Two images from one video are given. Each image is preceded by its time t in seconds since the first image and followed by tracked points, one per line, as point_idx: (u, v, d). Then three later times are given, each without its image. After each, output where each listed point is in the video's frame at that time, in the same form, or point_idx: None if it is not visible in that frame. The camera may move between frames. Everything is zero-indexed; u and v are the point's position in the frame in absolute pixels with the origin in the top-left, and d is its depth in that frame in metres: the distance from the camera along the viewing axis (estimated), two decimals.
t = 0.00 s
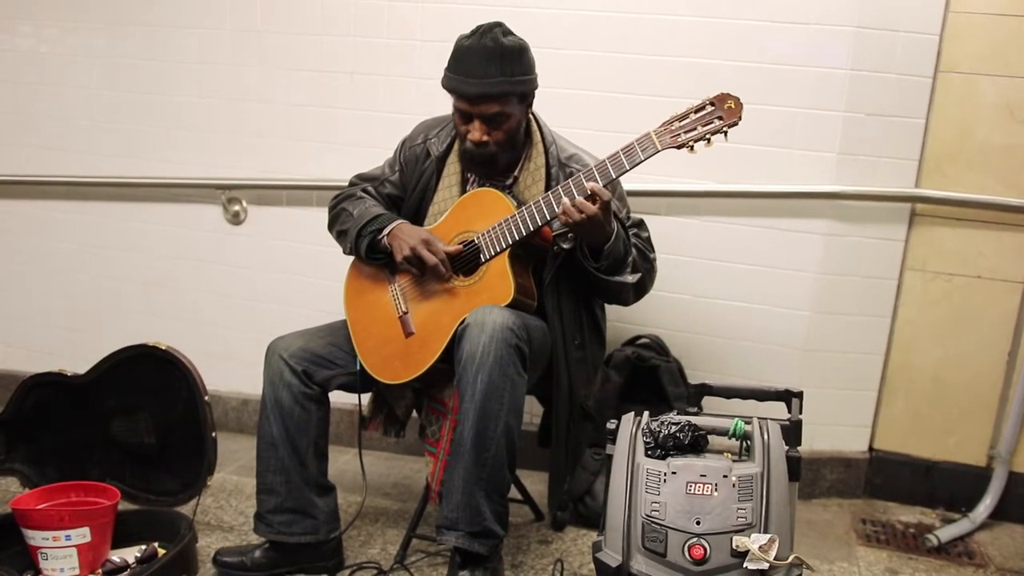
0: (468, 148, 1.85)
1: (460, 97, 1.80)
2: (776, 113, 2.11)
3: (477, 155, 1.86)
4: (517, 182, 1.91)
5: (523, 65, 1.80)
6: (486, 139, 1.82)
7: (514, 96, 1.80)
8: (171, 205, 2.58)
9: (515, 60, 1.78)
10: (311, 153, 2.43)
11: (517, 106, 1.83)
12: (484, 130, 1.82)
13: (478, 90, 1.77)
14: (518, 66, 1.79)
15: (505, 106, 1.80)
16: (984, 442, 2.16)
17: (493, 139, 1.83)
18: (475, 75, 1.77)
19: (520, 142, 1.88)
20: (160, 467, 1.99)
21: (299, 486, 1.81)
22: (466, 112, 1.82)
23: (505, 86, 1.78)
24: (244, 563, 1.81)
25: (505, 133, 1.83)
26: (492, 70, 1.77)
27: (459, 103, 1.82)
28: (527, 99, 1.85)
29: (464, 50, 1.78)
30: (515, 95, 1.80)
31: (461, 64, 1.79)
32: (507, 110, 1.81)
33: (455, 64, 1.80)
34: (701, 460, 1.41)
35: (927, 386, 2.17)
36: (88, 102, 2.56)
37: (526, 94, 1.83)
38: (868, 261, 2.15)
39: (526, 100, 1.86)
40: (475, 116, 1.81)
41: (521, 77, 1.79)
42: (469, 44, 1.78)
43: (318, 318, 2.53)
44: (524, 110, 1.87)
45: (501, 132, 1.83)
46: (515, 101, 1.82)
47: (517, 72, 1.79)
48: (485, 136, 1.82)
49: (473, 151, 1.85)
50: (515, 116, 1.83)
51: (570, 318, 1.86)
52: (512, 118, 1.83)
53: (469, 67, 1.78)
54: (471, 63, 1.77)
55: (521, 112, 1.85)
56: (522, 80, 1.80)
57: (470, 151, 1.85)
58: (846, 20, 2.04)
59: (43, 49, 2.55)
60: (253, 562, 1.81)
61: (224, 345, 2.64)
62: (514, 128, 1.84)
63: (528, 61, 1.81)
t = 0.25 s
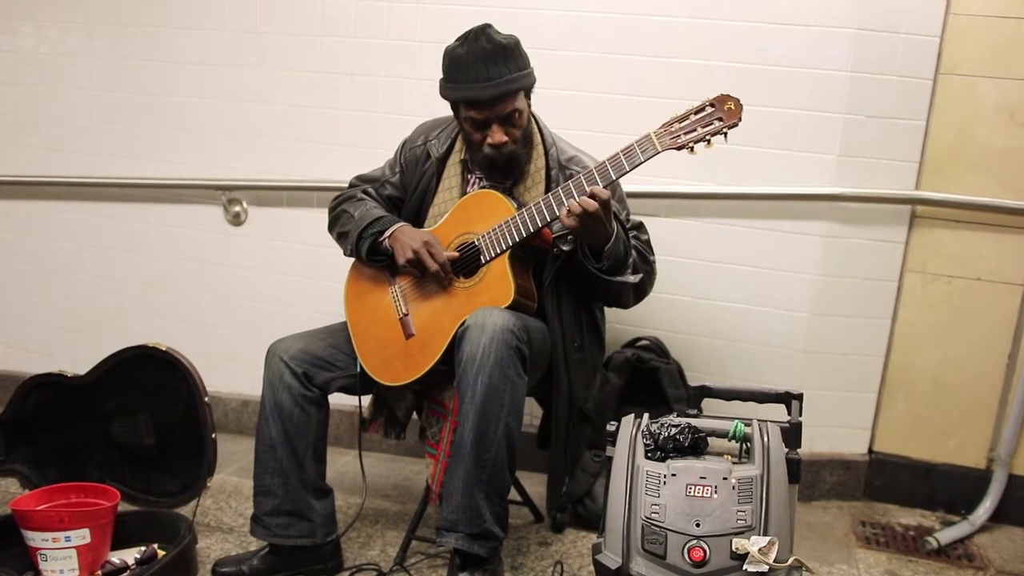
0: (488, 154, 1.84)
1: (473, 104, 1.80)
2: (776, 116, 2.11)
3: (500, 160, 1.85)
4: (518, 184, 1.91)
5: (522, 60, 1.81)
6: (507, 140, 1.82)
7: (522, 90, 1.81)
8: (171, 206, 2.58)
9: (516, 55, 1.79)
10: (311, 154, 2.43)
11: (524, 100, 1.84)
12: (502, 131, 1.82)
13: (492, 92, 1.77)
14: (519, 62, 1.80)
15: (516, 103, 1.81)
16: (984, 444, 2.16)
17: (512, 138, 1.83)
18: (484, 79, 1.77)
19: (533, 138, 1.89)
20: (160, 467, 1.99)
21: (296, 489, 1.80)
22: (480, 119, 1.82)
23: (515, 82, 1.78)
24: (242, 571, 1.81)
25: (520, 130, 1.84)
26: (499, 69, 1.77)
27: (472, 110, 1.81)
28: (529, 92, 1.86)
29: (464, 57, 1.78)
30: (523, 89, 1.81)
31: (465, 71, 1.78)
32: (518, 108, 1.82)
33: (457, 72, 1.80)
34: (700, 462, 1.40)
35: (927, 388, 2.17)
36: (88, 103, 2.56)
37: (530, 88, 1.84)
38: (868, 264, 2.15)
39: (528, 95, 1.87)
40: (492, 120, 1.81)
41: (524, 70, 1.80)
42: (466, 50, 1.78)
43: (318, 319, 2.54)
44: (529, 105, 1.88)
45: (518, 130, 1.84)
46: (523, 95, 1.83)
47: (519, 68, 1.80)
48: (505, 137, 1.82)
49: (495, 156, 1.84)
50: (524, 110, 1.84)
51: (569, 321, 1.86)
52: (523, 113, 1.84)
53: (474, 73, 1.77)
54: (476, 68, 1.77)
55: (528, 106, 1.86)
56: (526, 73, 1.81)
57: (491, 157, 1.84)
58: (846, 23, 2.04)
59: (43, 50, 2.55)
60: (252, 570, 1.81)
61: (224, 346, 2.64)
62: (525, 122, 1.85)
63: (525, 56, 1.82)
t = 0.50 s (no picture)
0: (492, 158, 1.84)
1: (474, 109, 1.80)
2: (776, 116, 2.12)
3: (506, 163, 1.85)
4: (517, 185, 1.91)
5: (519, 61, 1.81)
6: (510, 142, 1.82)
7: (521, 91, 1.82)
8: (171, 207, 2.58)
9: (512, 56, 1.79)
10: (311, 155, 2.43)
11: (523, 100, 1.84)
12: (504, 134, 1.82)
13: (492, 95, 1.77)
14: (516, 63, 1.80)
15: (516, 103, 1.81)
16: (985, 444, 2.16)
17: (514, 140, 1.83)
18: (483, 83, 1.77)
19: (534, 138, 1.90)
20: (159, 468, 1.99)
21: (296, 490, 1.81)
22: (483, 123, 1.82)
23: (515, 83, 1.79)
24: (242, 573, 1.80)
25: (522, 130, 1.85)
26: (498, 72, 1.77)
27: (473, 115, 1.81)
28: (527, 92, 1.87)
29: (461, 63, 1.78)
30: (522, 89, 1.82)
31: (463, 77, 1.78)
32: (518, 109, 1.82)
33: (456, 79, 1.80)
34: (701, 462, 1.41)
35: (927, 388, 2.17)
36: (88, 104, 2.56)
37: (528, 88, 1.85)
38: (868, 264, 2.15)
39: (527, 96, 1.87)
40: (494, 123, 1.81)
41: (522, 71, 1.81)
42: (462, 55, 1.78)
43: (318, 320, 2.54)
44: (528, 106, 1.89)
45: (519, 132, 1.84)
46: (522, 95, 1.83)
47: (517, 69, 1.80)
48: (508, 139, 1.82)
49: (499, 159, 1.84)
50: (524, 110, 1.85)
51: (569, 321, 1.87)
52: (524, 114, 1.85)
53: (473, 78, 1.78)
54: (474, 72, 1.77)
55: (527, 106, 1.86)
56: (523, 74, 1.81)
57: (496, 160, 1.84)
58: (846, 23, 2.04)
59: (42, 51, 2.55)
60: (252, 571, 1.81)
61: (223, 347, 2.64)
62: (526, 122, 1.85)
63: (521, 57, 1.83)
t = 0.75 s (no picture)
0: (491, 156, 1.84)
1: (474, 108, 1.80)
2: (775, 113, 2.11)
3: (505, 161, 1.85)
4: (518, 182, 1.90)
5: (519, 59, 1.81)
6: (509, 141, 1.82)
7: (520, 89, 1.82)
8: (171, 205, 2.58)
9: (512, 54, 1.79)
10: (311, 153, 2.43)
11: (523, 99, 1.84)
12: (504, 132, 1.82)
13: (492, 94, 1.77)
14: (516, 62, 1.80)
15: (516, 102, 1.81)
16: (985, 441, 2.16)
17: (514, 139, 1.83)
18: (483, 82, 1.77)
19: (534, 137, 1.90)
20: (160, 466, 1.99)
21: (297, 487, 1.81)
22: (482, 122, 1.82)
23: (514, 82, 1.79)
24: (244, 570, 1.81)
25: (521, 129, 1.85)
26: (497, 71, 1.77)
27: (473, 114, 1.81)
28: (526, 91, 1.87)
29: (460, 61, 1.78)
30: (522, 88, 1.82)
31: (463, 76, 1.78)
32: (518, 108, 1.82)
33: (455, 77, 1.80)
34: (701, 458, 1.41)
35: (927, 385, 2.17)
36: (88, 102, 2.56)
37: (528, 86, 1.84)
38: (869, 261, 2.15)
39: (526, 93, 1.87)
40: (494, 122, 1.81)
41: (521, 70, 1.81)
42: (462, 54, 1.78)
43: (318, 318, 2.54)
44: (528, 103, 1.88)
45: (518, 131, 1.84)
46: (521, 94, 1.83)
47: (517, 67, 1.80)
48: (507, 138, 1.82)
49: (498, 158, 1.84)
50: (524, 109, 1.85)
51: (570, 318, 1.87)
52: (524, 113, 1.85)
53: (473, 76, 1.78)
54: (474, 71, 1.77)
55: (527, 104, 1.86)
56: (523, 72, 1.81)
57: (495, 158, 1.84)
58: (846, 20, 2.04)
59: (42, 49, 2.55)
60: (253, 568, 1.82)
61: (224, 345, 2.64)
62: (525, 121, 1.85)
63: (521, 55, 1.83)
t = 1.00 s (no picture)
0: (494, 155, 1.84)
1: (477, 107, 1.80)
2: (777, 112, 2.11)
3: (508, 160, 1.85)
4: (519, 181, 1.90)
5: (521, 57, 1.81)
6: (512, 140, 1.82)
7: (523, 88, 1.82)
8: (172, 205, 2.58)
9: (515, 53, 1.79)
10: (313, 153, 2.43)
11: (525, 98, 1.84)
12: (507, 131, 1.82)
13: (495, 93, 1.77)
14: (519, 61, 1.80)
15: (518, 101, 1.81)
16: (987, 440, 2.16)
17: (517, 138, 1.83)
18: (486, 80, 1.77)
19: (537, 136, 1.90)
20: (161, 466, 1.99)
21: (300, 487, 1.81)
22: (485, 121, 1.82)
23: (517, 81, 1.79)
24: (245, 567, 1.82)
25: (524, 128, 1.85)
26: (501, 70, 1.77)
27: (476, 113, 1.81)
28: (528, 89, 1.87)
29: (463, 60, 1.78)
30: (525, 87, 1.82)
31: (466, 74, 1.78)
32: (521, 107, 1.82)
33: (458, 76, 1.80)
34: (702, 458, 1.40)
35: (929, 384, 2.17)
36: (89, 102, 2.56)
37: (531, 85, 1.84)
38: (870, 261, 2.15)
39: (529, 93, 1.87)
40: (496, 121, 1.81)
41: (524, 68, 1.81)
42: (465, 53, 1.78)
43: (319, 318, 2.54)
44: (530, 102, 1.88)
45: (521, 130, 1.84)
46: (524, 93, 1.83)
47: (520, 66, 1.80)
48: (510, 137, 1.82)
49: (501, 157, 1.84)
50: (526, 108, 1.85)
51: (571, 318, 1.87)
52: (526, 111, 1.85)
53: (476, 75, 1.78)
54: (477, 70, 1.77)
55: (529, 103, 1.86)
56: (526, 71, 1.81)
57: (498, 157, 1.84)
58: (848, 19, 2.03)
59: (43, 49, 2.55)
60: (254, 566, 1.82)
61: (225, 345, 2.65)
62: (528, 120, 1.86)
63: (523, 54, 1.83)
